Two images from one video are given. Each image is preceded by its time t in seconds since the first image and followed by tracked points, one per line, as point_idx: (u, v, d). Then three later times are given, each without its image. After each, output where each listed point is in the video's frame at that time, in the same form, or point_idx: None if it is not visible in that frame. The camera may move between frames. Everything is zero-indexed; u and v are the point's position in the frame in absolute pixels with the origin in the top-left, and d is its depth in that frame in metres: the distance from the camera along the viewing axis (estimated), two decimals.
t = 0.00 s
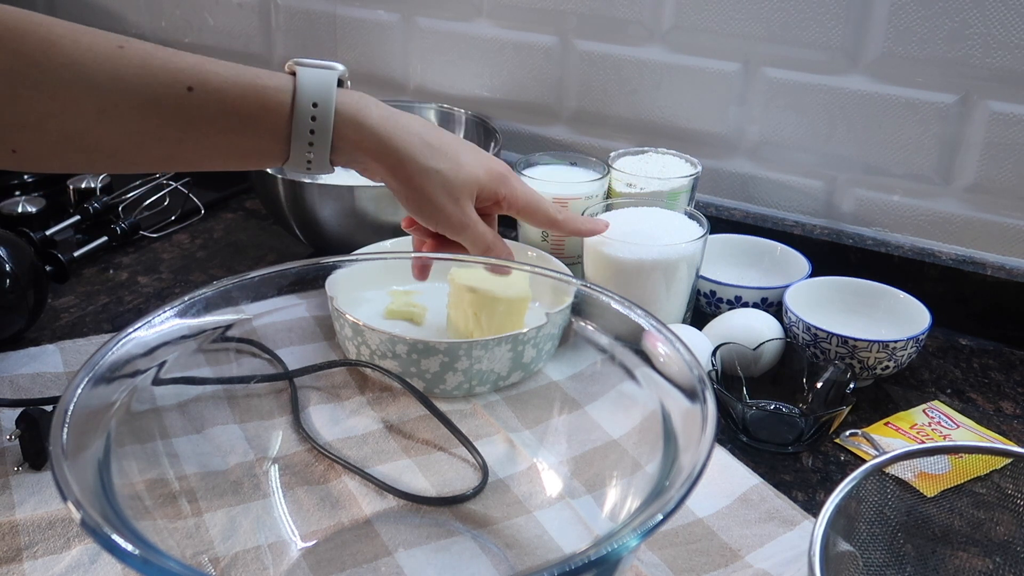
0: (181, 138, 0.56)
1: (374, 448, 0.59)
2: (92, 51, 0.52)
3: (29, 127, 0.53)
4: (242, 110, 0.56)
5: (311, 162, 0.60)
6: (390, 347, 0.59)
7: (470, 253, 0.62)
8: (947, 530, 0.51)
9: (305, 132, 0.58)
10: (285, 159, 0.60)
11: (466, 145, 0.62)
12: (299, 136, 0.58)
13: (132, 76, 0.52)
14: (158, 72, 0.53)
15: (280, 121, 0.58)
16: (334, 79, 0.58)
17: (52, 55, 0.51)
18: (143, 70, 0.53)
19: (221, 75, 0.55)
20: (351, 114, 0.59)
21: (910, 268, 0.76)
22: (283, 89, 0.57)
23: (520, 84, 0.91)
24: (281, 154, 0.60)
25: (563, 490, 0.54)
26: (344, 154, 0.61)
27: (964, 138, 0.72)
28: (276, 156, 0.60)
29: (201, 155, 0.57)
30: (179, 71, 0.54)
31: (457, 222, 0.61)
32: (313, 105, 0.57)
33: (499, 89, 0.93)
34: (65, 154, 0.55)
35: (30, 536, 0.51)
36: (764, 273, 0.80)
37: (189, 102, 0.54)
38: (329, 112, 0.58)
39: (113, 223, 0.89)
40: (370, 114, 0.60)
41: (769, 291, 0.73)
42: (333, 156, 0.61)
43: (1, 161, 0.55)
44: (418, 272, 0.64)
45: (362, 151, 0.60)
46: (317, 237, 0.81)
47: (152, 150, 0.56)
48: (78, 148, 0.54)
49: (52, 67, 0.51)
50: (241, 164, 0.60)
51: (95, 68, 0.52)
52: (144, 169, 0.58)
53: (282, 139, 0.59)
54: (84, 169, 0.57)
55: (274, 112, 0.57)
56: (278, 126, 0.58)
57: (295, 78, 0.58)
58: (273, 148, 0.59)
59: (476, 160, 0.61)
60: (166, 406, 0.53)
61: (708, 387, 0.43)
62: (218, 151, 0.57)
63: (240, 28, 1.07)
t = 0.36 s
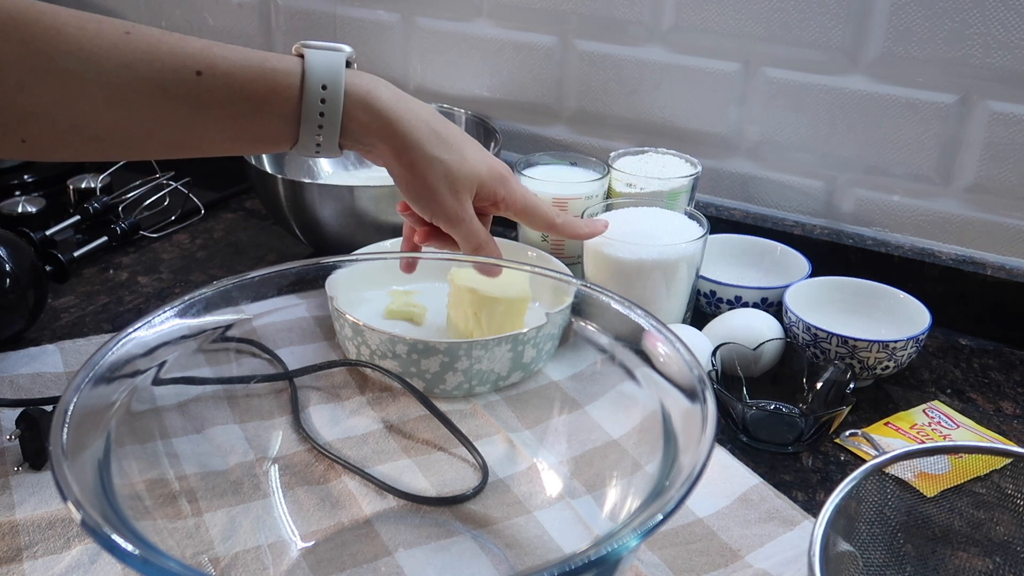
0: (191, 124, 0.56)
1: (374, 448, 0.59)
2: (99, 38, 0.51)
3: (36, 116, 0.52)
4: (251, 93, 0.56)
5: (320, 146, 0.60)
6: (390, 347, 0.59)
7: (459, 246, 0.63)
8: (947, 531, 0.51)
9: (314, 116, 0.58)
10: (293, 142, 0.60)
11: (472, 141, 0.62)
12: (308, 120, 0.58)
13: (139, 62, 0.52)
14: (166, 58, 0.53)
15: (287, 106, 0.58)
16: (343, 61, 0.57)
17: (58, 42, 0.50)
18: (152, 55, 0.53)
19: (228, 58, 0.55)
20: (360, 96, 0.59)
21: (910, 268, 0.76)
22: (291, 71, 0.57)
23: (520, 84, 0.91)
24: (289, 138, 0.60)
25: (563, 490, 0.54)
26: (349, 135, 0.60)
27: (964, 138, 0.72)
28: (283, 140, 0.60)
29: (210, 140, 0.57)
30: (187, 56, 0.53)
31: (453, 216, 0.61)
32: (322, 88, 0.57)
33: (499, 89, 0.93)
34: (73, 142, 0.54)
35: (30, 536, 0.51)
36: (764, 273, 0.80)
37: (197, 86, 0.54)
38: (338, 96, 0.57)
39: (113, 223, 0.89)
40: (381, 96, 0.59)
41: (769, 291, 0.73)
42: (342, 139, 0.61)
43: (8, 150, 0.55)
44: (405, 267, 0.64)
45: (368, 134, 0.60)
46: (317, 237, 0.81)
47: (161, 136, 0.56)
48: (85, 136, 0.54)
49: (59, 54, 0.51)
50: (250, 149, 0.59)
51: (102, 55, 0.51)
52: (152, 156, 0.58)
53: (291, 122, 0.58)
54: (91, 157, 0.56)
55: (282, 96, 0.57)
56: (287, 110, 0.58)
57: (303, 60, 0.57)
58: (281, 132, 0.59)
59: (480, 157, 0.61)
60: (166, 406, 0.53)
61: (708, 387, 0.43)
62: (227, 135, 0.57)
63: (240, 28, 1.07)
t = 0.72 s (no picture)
0: (191, 128, 0.56)
1: (374, 448, 0.59)
2: (99, 42, 0.51)
3: (33, 119, 0.52)
4: (250, 100, 0.56)
5: (319, 153, 0.60)
6: (390, 347, 0.59)
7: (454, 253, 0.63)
8: (947, 531, 0.51)
9: (314, 124, 0.58)
10: (292, 149, 0.60)
11: (472, 150, 0.61)
12: (307, 128, 0.58)
13: (139, 67, 0.52)
14: (165, 63, 0.53)
15: (286, 113, 0.58)
16: (344, 70, 0.57)
17: (57, 46, 0.50)
18: (151, 61, 0.53)
19: (228, 65, 0.55)
20: (360, 106, 0.59)
21: (910, 268, 0.76)
22: (291, 79, 0.57)
23: (520, 84, 0.91)
24: (287, 145, 0.60)
25: (563, 491, 0.54)
26: (348, 144, 0.61)
27: (964, 138, 0.72)
28: (282, 146, 0.60)
29: (209, 146, 0.57)
30: (186, 63, 0.53)
31: (449, 225, 0.61)
32: (321, 97, 0.57)
33: (499, 89, 0.93)
34: (71, 145, 0.54)
35: (30, 536, 0.51)
36: (764, 273, 0.80)
37: (196, 92, 0.54)
38: (338, 105, 0.58)
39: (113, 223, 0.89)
40: (380, 108, 0.59)
41: (769, 291, 0.73)
42: (341, 148, 0.61)
43: (6, 152, 0.55)
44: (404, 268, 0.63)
45: (367, 143, 0.61)
46: (317, 237, 0.81)
47: (159, 141, 0.56)
48: (83, 140, 0.54)
49: (58, 57, 0.51)
50: (248, 155, 0.59)
51: (101, 59, 0.51)
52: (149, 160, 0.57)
53: (290, 129, 0.58)
54: (88, 160, 0.56)
55: (281, 103, 0.57)
56: (286, 117, 0.58)
57: (303, 68, 0.57)
58: (279, 140, 0.59)
59: (479, 166, 0.61)
60: (166, 406, 0.53)
61: (708, 387, 0.43)
62: (225, 142, 0.57)
63: (240, 28, 1.07)
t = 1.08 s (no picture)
0: (190, 126, 0.56)
1: (374, 448, 0.59)
2: (99, 39, 0.51)
3: (32, 115, 0.52)
4: (249, 98, 0.56)
5: (316, 152, 0.60)
6: (390, 347, 0.59)
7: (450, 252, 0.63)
8: (947, 530, 0.51)
9: (312, 122, 0.58)
10: (290, 147, 0.60)
11: (470, 151, 0.62)
12: (305, 126, 0.58)
13: (138, 65, 0.52)
14: (165, 61, 0.53)
15: (286, 112, 0.58)
16: (342, 69, 0.57)
17: (57, 43, 0.50)
18: (151, 58, 0.52)
19: (227, 63, 0.55)
20: (357, 105, 0.59)
21: (910, 268, 0.76)
22: (290, 78, 0.57)
23: (520, 85, 0.91)
24: (286, 143, 0.60)
25: (563, 491, 0.54)
26: (346, 142, 0.61)
27: (964, 138, 0.72)
28: (280, 145, 0.60)
29: (208, 143, 0.57)
30: (186, 61, 0.53)
31: (445, 224, 0.62)
32: (320, 96, 0.57)
33: (499, 89, 0.93)
34: (69, 141, 0.54)
35: (30, 536, 0.51)
36: (764, 273, 0.80)
37: (196, 90, 0.54)
38: (336, 103, 0.58)
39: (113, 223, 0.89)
40: (377, 107, 0.60)
41: (769, 291, 0.73)
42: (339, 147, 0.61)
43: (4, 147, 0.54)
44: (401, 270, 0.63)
45: (364, 142, 0.61)
46: (317, 237, 0.81)
47: (157, 138, 0.56)
48: (81, 136, 0.54)
49: (57, 54, 0.50)
50: (246, 153, 0.60)
51: (101, 57, 0.51)
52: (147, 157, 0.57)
53: (289, 127, 0.59)
54: (86, 156, 0.56)
55: (280, 102, 0.57)
56: (285, 115, 0.58)
57: (302, 67, 0.57)
58: (278, 137, 0.59)
59: (476, 167, 0.61)
60: (166, 406, 0.53)
61: (708, 387, 0.43)
62: (224, 140, 0.57)
63: (240, 28, 1.07)
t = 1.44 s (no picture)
0: (140, 84, 0.58)
1: (374, 448, 0.59)
2: (34, 20, 0.55)
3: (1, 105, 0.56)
4: (190, 37, 0.58)
5: (269, 72, 0.62)
6: (390, 347, 0.59)
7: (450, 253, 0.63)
8: (948, 530, 0.51)
9: (254, 40, 0.60)
10: (243, 84, 0.62)
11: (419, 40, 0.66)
12: (251, 49, 0.60)
13: (77, 34, 0.55)
14: (98, 24, 0.56)
15: (226, 38, 0.59)
16: None
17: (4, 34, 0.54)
18: (85, 26, 0.55)
19: (155, 13, 0.57)
20: (301, 15, 0.63)
21: (910, 268, 0.76)
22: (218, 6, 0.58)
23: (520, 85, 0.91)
24: (237, 80, 0.61)
25: (563, 490, 0.54)
26: (303, 61, 0.64)
27: (964, 138, 0.72)
28: (234, 82, 0.61)
29: (170, 99, 0.60)
30: (116, 16, 0.56)
31: (416, 104, 0.63)
32: (254, 10, 0.59)
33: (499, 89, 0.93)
34: (41, 125, 0.58)
35: (30, 536, 0.51)
36: (764, 273, 0.80)
37: (135, 41, 0.56)
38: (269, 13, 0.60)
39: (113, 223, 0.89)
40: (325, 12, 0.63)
41: (769, 291, 0.73)
42: (292, 65, 0.64)
43: None
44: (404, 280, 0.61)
45: (319, 56, 0.64)
46: (317, 238, 0.81)
47: (121, 105, 0.58)
48: (45, 116, 0.57)
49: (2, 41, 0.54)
50: (207, 103, 0.62)
51: (39, 32, 0.55)
52: (118, 131, 0.61)
53: (234, 56, 0.60)
54: (65, 142, 0.60)
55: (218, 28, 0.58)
56: (227, 44, 0.59)
57: None
58: (230, 70, 0.60)
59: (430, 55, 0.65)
60: (166, 406, 0.53)
61: (708, 387, 0.43)
62: (180, 88, 0.59)
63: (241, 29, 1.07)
